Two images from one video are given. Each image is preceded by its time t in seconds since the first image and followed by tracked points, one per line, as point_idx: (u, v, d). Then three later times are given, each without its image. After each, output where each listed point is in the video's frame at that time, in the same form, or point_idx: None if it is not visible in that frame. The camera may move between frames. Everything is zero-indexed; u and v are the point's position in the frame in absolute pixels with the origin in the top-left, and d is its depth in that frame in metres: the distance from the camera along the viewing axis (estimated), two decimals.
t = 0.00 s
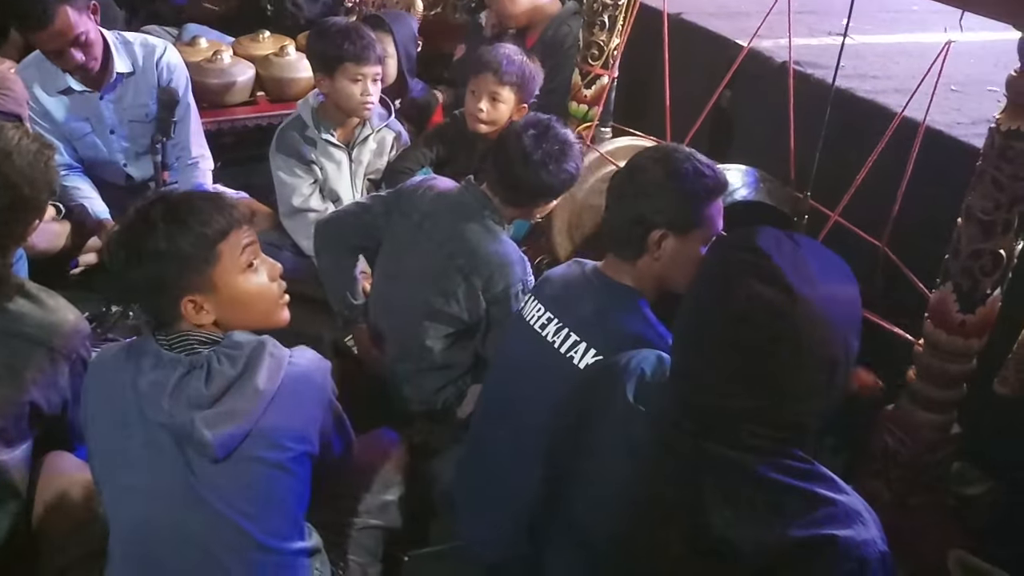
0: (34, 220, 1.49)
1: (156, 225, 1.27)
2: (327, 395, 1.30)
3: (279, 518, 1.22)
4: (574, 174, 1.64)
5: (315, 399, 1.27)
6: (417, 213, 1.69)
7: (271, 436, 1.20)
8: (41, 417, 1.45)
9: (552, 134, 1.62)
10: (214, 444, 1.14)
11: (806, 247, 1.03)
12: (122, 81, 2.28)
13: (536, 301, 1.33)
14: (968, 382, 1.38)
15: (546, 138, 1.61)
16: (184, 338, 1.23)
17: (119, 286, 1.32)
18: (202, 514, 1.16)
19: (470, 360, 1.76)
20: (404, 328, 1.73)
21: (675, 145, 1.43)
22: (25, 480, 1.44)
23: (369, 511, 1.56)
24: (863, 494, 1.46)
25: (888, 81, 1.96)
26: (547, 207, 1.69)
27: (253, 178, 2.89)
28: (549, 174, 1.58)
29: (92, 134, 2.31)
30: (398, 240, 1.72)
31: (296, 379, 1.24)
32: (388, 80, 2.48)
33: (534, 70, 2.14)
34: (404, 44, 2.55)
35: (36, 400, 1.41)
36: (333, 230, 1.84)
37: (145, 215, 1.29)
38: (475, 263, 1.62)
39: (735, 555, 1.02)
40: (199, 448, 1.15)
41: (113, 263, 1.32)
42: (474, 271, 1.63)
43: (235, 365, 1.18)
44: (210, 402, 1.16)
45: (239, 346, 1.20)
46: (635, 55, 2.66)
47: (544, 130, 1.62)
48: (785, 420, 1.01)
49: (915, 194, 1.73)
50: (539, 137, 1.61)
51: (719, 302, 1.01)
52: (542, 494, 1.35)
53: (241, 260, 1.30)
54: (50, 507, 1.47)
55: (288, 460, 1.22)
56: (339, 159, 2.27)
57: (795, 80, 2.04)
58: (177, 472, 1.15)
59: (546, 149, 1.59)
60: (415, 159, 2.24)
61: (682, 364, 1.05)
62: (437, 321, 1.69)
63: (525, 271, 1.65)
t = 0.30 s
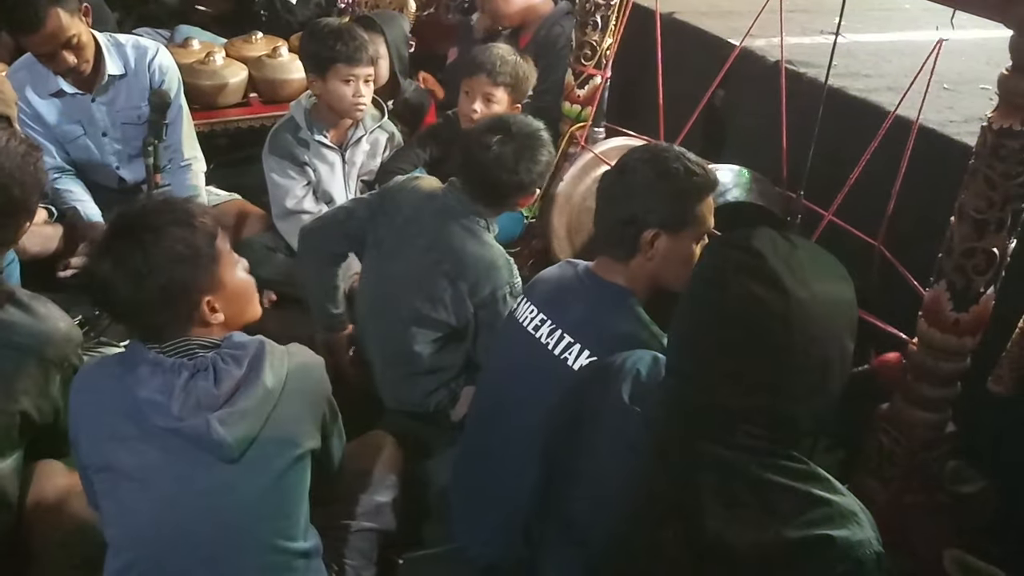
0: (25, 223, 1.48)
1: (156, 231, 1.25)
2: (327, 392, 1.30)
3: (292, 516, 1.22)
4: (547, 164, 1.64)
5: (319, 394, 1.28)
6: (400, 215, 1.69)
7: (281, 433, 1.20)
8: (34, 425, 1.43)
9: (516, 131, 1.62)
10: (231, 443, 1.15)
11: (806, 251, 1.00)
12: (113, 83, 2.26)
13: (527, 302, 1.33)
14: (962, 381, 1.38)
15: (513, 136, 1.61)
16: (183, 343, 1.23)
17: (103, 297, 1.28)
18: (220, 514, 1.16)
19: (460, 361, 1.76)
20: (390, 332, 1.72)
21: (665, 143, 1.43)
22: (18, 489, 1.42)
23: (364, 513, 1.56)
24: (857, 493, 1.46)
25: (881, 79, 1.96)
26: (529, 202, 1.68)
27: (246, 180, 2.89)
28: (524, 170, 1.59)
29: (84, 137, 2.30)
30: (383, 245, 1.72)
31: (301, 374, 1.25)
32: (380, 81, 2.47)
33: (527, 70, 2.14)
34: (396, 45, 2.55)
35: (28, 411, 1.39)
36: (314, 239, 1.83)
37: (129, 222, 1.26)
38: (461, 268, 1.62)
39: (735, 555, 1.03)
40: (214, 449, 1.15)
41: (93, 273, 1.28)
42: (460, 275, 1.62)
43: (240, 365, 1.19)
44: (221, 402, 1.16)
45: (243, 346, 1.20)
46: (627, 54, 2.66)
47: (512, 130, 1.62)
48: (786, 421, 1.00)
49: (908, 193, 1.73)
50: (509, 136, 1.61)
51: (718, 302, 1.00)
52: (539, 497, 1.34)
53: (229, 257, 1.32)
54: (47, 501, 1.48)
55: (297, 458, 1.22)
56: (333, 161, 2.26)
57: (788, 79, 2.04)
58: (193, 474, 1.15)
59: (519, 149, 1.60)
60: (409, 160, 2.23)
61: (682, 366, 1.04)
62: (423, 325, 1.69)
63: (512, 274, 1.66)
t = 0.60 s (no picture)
0: (17, 227, 1.47)
1: (161, 246, 1.22)
2: (322, 399, 1.31)
3: (286, 523, 1.23)
4: (521, 156, 1.63)
5: (314, 403, 1.28)
6: (382, 220, 1.68)
7: (279, 442, 1.20)
8: (25, 433, 1.43)
9: (489, 127, 1.60)
10: (231, 456, 1.14)
11: (796, 257, 1.01)
12: (107, 86, 2.25)
13: (523, 305, 1.33)
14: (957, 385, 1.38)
15: (486, 131, 1.59)
16: (180, 354, 1.21)
17: (98, 320, 1.21)
18: (219, 526, 1.15)
19: (452, 366, 1.75)
20: (378, 336, 1.72)
21: (664, 149, 1.41)
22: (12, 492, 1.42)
23: (357, 517, 1.55)
24: (852, 498, 1.45)
25: (875, 83, 1.96)
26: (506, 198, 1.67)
27: (240, 183, 2.88)
28: (497, 167, 1.58)
29: (78, 139, 2.28)
30: (367, 252, 1.71)
31: (297, 383, 1.25)
32: (373, 84, 2.46)
33: (520, 73, 2.15)
34: (389, 48, 2.54)
35: (20, 417, 1.40)
36: (302, 244, 1.82)
37: (128, 239, 1.22)
38: (446, 272, 1.61)
39: (726, 562, 1.02)
40: (214, 462, 1.14)
41: (86, 296, 1.22)
42: (447, 279, 1.61)
43: (238, 376, 1.18)
44: (220, 414, 1.15)
45: (239, 356, 1.20)
46: (622, 57, 2.66)
47: (484, 126, 1.59)
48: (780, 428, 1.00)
49: (902, 197, 1.73)
50: (479, 132, 1.59)
51: (713, 313, 1.00)
52: (533, 501, 1.35)
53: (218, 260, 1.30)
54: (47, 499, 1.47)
55: (293, 466, 1.22)
56: (327, 164, 2.25)
57: (783, 83, 2.04)
58: (193, 487, 1.14)
59: (492, 145, 1.58)
60: (401, 163, 2.20)
61: (687, 378, 1.03)
62: (413, 330, 1.68)
63: (498, 272, 1.64)
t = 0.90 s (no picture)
0: (28, 227, 1.47)
1: (198, 260, 1.15)
2: (331, 406, 1.29)
3: (292, 530, 1.22)
4: (510, 143, 1.65)
5: (323, 410, 1.27)
6: (381, 220, 1.67)
7: (286, 450, 1.20)
8: (37, 431, 1.42)
9: (475, 115, 1.63)
10: (239, 468, 1.13)
11: (793, 259, 1.00)
12: (114, 86, 2.25)
13: (528, 306, 1.32)
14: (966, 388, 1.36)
15: (471, 120, 1.62)
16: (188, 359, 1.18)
17: (137, 344, 1.12)
18: (227, 536, 1.15)
19: (455, 364, 1.75)
20: (381, 336, 1.71)
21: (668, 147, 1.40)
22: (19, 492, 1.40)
23: (360, 518, 1.54)
24: (858, 502, 1.44)
25: (883, 83, 1.95)
26: (496, 188, 1.66)
27: (245, 183, 2.87)
28: (483, 152, 1.59)
29: (84, 139, 2.28)
30: (367, 253, 1.70)
31: (307, 389, 1.24)
32: (378, 84, 2.46)
33: (524, 72, 2.14)
34: (395, 48, 2.54)
35: (31, 417, 1.38)
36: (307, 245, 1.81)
37: (164, 254, 1.14)
38: (446, 268, 1.60)
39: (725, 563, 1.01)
40: (221, 476, 1.13)
41: (117, 317, 1.12)
42: (447, 275, 1.61)
43: (246, 386, 1.16)
44: (229, 426, 1.13)
45: (248, 366, 1.18)
46: (628, 57, 2.65)
47: (470, 115, 1.63)
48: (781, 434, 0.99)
49: (910, 198, 1.72)
50: (464, 122, 1.61)
51: (709, 317, 0.99)
52: (538, 504, 1.34)
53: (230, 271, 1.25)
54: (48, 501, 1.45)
55: (299, 475, 1.22)
56: (332, 164, 2.25)
57: (790, 82, 2.02)
58: (200, 499, 1.14)
59: (477, 131, 1.60)
60: (405, 163, 2.19)
61: (698, 385, 1.01)
62: (415, 328, 1.68)
63: (498, 266, 1.63)
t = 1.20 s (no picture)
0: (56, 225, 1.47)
1: (252, 264, 1.18)
2: (355, 418, 1.31)
3: (309, 541, 1.23)
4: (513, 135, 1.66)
5: (348, 424, 1.28)
6: (391, 222, 1.68)
7: (312, 465, 1.21)
8: (57, 432, 1.43)
9: (474, 107, 1.68)
10: (264, 480, 1.13)
11: (806, 264, 0.99)
12: (132, 87, 2.27)
13: (542, 311, 1.31)
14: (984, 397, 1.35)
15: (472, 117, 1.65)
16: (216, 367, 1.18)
17: (192, 344, 1.12)
18: (246, 547, 1.15)
19: (467, 365, 1.75)
20: (393, 338, 1.71)
21: (686, 153, 1.39)
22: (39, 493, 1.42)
23: (372, 521, 1.54)
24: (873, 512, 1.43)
25: (901, 89, 1.94)
26: (495, 181, 1.65)
27: (261, 185, 2.88)
28: (477, 147, 1.61)
29: (103, 139, 2.29)
30: (378, 254, 1.71)
31: (331, 403, 1.25)
32: (394, 88, 2.46)
33: (540, 76, 2.15)
34: (411, 52, 2.55)
35: (52, 418, 1.40)
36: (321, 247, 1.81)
37: (220, 258, 1.17)
38: (456, 264, 1.62)
39: (741, 561, 1.05)
40: (246, 486, 1.13)
41: (173, 318, 1.13)
42: (457, 272, 1.62)
43: (275, 399, 1.17)
44: (258, 436, 1.13)
45: (277, 377, 1.18)
46: (644, 62, 2.64)
47: (472, 111, 1.66)
48: (790, 442, 1.01)
49: (927, 206, 1.71)
50: (462, 120, 1.64)
51: (726, 323, 0.98)
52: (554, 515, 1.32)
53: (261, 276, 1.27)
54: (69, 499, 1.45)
55: (319, 488, 1.23)
56: (346, 166, 2.25)
57: (807, 88, 2.02)
58: (224, 509, 1.13)
59: (475, 128, 1.62)
60: (420, 168, 2.19)
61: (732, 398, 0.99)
62: (429, 326, 1.68)
63: (508, 262, 1.65)
